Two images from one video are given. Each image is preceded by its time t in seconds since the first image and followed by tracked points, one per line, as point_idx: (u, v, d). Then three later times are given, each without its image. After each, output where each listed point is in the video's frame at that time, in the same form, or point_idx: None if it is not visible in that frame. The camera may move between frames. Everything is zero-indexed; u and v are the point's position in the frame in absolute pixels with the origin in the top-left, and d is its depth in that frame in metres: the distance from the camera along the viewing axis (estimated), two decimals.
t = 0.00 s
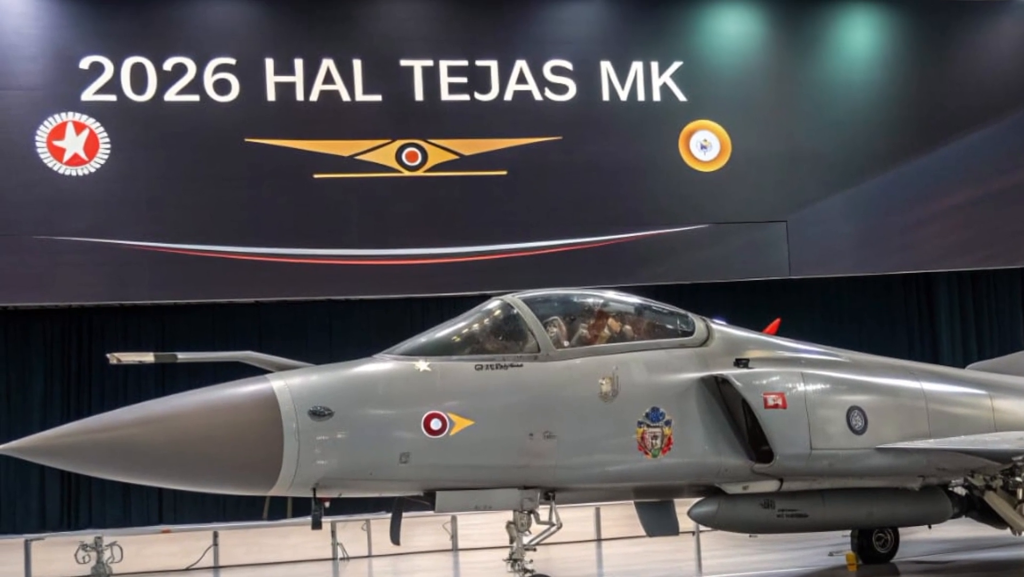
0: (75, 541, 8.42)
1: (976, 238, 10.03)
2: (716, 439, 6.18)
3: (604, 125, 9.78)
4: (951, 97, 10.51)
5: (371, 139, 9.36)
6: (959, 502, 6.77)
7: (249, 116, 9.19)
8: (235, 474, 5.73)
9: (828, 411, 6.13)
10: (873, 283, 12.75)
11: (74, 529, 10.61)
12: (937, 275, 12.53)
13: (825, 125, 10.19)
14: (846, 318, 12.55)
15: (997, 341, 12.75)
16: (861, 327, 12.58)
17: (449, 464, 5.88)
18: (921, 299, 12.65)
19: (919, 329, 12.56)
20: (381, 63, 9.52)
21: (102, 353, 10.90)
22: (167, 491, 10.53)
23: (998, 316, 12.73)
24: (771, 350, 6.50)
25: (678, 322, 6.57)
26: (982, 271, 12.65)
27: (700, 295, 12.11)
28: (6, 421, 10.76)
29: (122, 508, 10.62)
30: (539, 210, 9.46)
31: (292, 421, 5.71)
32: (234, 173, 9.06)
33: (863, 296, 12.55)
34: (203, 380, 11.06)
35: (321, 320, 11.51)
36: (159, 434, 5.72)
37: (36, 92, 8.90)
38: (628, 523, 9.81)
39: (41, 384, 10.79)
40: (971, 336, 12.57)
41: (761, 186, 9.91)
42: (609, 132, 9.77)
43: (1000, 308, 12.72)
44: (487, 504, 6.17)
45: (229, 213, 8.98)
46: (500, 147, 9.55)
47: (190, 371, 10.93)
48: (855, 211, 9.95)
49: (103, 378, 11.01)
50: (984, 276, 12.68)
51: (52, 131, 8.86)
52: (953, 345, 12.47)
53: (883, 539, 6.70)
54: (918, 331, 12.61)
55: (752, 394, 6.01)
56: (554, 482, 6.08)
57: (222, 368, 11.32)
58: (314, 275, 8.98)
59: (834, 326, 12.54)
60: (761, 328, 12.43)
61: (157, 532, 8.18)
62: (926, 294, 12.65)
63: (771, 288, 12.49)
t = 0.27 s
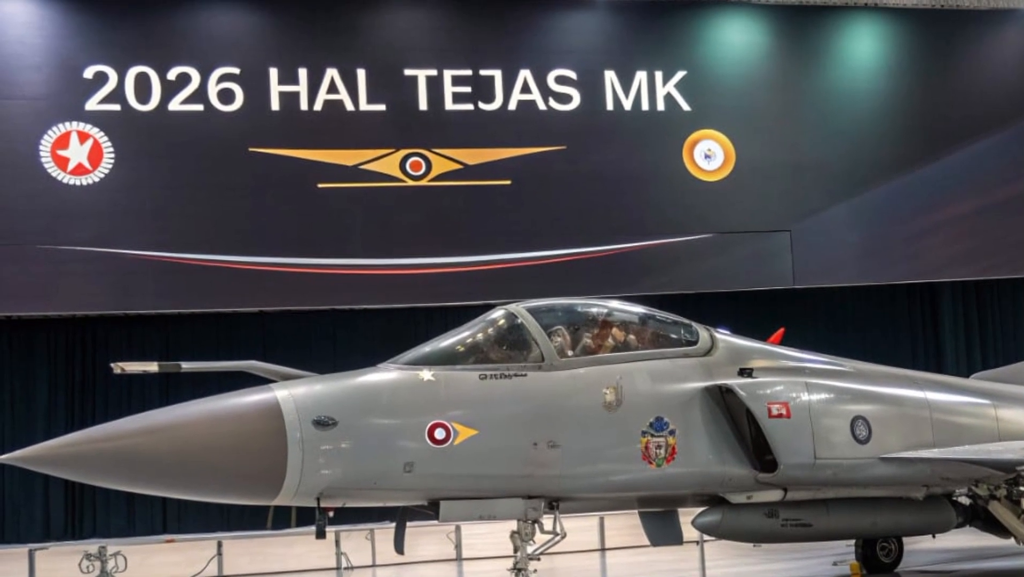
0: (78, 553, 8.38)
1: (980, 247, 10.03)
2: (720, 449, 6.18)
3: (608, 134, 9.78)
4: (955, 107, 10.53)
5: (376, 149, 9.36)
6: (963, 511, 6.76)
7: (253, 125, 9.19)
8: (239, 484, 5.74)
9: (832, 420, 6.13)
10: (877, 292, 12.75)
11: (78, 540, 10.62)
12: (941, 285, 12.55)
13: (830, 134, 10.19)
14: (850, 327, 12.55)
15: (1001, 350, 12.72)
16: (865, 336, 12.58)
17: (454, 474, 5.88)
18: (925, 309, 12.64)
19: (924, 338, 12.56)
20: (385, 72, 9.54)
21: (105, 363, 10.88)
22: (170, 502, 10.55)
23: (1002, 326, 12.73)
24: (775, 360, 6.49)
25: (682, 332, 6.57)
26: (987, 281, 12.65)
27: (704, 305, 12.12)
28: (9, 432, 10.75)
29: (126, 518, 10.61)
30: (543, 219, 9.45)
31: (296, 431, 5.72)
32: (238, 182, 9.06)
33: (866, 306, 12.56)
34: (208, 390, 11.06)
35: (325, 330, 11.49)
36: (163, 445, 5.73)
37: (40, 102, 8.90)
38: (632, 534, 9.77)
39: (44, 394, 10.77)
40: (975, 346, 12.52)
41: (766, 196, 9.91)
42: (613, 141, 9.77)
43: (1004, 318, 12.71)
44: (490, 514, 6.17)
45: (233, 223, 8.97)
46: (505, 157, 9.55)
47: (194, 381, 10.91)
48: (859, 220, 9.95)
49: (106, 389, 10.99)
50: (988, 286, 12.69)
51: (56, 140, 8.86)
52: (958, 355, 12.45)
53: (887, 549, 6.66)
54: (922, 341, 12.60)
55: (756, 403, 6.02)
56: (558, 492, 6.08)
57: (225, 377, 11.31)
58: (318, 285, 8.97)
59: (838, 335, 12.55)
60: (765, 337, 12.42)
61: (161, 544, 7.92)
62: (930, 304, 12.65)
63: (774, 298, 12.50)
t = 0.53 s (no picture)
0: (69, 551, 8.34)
1: (972, 246, 10.03)
2: (711, 447, 6.18)
3: (599, 133, 9.79)
4: (946, 105, 10.54)
5: (367, 147, 9.36)
6: (955, 510, 6.75)
7: (244, 124, 9.19)
8: (231, 482, 5.74)
9: (823, 419, 6.13)
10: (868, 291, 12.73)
11: (69, 538, 10.57)
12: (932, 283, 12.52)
13: (821, 133, 10.19)
14: (842, 325, 12.50)
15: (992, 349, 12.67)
16: (857, 335, 12.55)
17: (445, 472, 5.88)
18: (916, 307, 12.63)
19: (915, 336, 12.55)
20: (376, 70, 9.54)
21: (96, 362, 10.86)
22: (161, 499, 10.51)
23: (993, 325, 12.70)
24: (766, 359, 6.49)
25: (674, 330, 6.57)
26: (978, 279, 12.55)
27: (696, 304, 12.08)
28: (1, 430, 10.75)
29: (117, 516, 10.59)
30: (535, 217, 9.46)
31: (288, 429, 5.71)
32: (229, 181, 9.06)
33: (858, 304, 12.54)
34: (199, 389, 11.02)
35: (317, 328, 11.51)
36: (154, 443, 5.73)
37: (31, 100, 8.90)
38: (623, 533, 9.75)
39: (35, 392, 10.77)
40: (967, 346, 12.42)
41: (757, 194, 9.91)
42: (605, 140, 9.77)
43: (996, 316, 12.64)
44: (482, 513, 6.18)
45: (224, 222, 8.96)
46: (496, 155, 9.55)
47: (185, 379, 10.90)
48: (851, 219, 9.95)
49: (97, 387, 10.97)
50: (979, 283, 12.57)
51: (47, 138, 8.85)
52: (949, 353, 12.43)
53: (879, 547, 6.62)
54: (913, 338, 12.59)
55: (747, 402, 6.02)
56: (548, 490, 6.08)
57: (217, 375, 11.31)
58: (309, 284, 8.97)
59: (830, 334, 12.50)
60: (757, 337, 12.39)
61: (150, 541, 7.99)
62: (922, 302, 12.63)
63: (765, 296, 12.46)
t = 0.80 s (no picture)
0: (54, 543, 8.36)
1: (956, 239, 10.03)
2: (696, 440, 6.18)
3: (584, 126, 9.79)
4: (931, 99, 10.52)
5: (351, 140, 9.36)
6: (940, 503, 6.76)
7: (228, 117, 9.19)
8: (216, 475, 5.74)
9: (807, 411, 6.13)
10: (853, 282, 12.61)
11: (53, 531, 10.56)
12: (918, 278, 12.45)
13: (806, 126, 10.19)
14: (826, 318, 12.38)
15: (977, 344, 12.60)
16: (842, 328, 12.40)
17: (430, 466, 5.88)
18: (901, 299, 12.56)
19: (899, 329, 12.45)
20: (361, 63, 9.53)
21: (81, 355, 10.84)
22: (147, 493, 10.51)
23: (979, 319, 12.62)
24: (751, 351, 6.48)
25: (658, 323, 6.56)
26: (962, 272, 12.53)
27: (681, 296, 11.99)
28: None
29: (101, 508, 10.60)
30: (519, 210, 9.47)
31: (272, 422, 5.71)
32: (213, 173, 9.06)
33: (845, 296, 12.40)
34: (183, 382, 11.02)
35: (301, 320, 11.49)
36: (139, 436, 5.72)
37: (15, 93, 8.90)
38: (607, 525, 9.77)
39: (19, 384, 10.70)
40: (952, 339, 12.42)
41: (741, 187, 9.92)
42: (590, 133, 9.77)
43: (980, 309, 12.61)
44: (467, 505, 6.16)
45: (209, 215, 8.98)
46: (480, 148, 9.55)
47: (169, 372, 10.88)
48: (835, 211, 9.96)
49: (82, 379, 10.94)
50: (964, 276, 12.55)
51: (32, 131, 8.86)
52: (932, 347, 12.38)
53: (863, 540, 6.68)
54: (897, 332, 12.53)
55: (731, 394, 6.02)
56: (534, 483, 6.09)
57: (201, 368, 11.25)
58: (294, 276, 8.99)
59: (814, 327, 12.39)
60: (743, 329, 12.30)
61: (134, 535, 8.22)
62: (906, 294, 12.57)
63: (750, 288, 12.36)
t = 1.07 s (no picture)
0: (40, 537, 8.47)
1: (941, 232, 10.01)
2: (680, 432, 6.18)
3: (569, 118, 9.79)
4: (916, 91, 10.48)
5: (336, 133, 9.37)
6: (925, 496, 6.76)
7: (212, 109, 9.19)
8: (201, 467, 5.73)
9: (792, 404, 6.13)
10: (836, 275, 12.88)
11: (38, 524, 10.84)
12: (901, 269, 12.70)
13: (790, 118, 10.19)
14: (809, 311, 12.66)
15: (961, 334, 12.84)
16: (825, 320, 12.69)
17: (414, 458, 5.88)
18: (885, 292, 12.80)
19: (883, 322, 12.72)
20: (345, 56, 9.52)
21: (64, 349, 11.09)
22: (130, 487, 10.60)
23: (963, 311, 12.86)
24: (735, 344, 6.47)
25: (643, 316, 6.55)
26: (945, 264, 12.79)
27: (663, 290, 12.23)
28: None
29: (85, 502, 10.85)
30: (503, 203, 9.46)
31: (257, 415, 5.71)
32: (197, 166, 9.06)
33: (826, 289, 12.70)
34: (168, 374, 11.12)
35: (286, 313, 11.75)
36: (124, 429, 5.72)
37: None
38: (592, 519, 9.77)
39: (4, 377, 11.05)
40: (935, 329, 12.67)
41: (726, 179, 9.93)
42: (574, 125, 9.77)
43: (964, 303, 12.81)
44: (451, 498, 6.16)
45: (193, 207, 8.97)
46: (465, 141, 9.55)
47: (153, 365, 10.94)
48: (819, 204, 9.95)
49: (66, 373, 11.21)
50: (947, 268, 12.81)
51: (16, 124, 8.87)
52: (917, 339, 12.63)
53: (847, 533, 6.70)
54: (881, 325, 12.76)
55: (716, 387, 6.02)
56: (519, 476, 6.08)
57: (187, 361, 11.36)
58: (278, 269, 8.97)
59: (797, 320, 12.66)
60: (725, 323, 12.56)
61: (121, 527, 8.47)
62: (890, 287, 12.81)
63: (733, 282, 12.62)
